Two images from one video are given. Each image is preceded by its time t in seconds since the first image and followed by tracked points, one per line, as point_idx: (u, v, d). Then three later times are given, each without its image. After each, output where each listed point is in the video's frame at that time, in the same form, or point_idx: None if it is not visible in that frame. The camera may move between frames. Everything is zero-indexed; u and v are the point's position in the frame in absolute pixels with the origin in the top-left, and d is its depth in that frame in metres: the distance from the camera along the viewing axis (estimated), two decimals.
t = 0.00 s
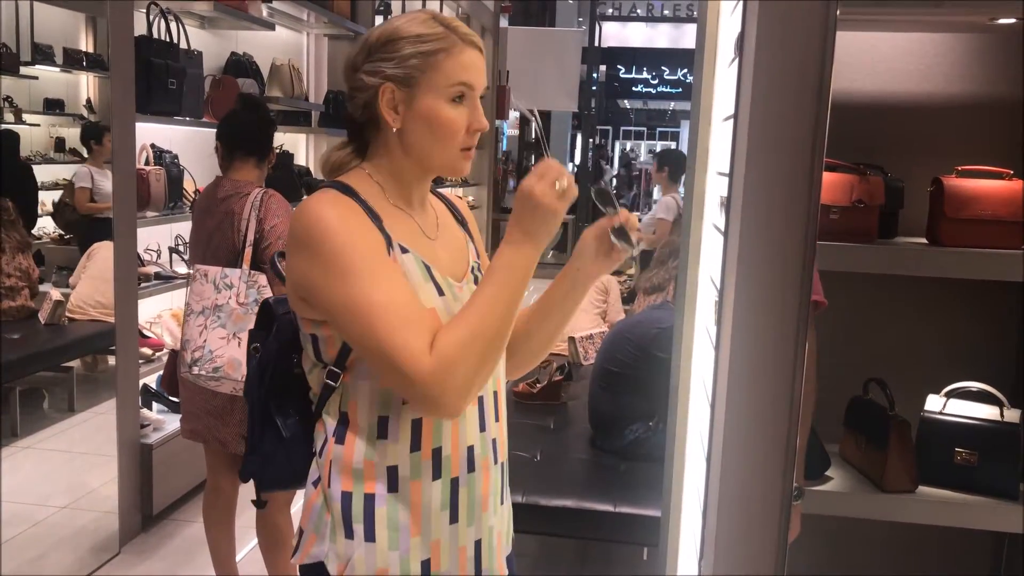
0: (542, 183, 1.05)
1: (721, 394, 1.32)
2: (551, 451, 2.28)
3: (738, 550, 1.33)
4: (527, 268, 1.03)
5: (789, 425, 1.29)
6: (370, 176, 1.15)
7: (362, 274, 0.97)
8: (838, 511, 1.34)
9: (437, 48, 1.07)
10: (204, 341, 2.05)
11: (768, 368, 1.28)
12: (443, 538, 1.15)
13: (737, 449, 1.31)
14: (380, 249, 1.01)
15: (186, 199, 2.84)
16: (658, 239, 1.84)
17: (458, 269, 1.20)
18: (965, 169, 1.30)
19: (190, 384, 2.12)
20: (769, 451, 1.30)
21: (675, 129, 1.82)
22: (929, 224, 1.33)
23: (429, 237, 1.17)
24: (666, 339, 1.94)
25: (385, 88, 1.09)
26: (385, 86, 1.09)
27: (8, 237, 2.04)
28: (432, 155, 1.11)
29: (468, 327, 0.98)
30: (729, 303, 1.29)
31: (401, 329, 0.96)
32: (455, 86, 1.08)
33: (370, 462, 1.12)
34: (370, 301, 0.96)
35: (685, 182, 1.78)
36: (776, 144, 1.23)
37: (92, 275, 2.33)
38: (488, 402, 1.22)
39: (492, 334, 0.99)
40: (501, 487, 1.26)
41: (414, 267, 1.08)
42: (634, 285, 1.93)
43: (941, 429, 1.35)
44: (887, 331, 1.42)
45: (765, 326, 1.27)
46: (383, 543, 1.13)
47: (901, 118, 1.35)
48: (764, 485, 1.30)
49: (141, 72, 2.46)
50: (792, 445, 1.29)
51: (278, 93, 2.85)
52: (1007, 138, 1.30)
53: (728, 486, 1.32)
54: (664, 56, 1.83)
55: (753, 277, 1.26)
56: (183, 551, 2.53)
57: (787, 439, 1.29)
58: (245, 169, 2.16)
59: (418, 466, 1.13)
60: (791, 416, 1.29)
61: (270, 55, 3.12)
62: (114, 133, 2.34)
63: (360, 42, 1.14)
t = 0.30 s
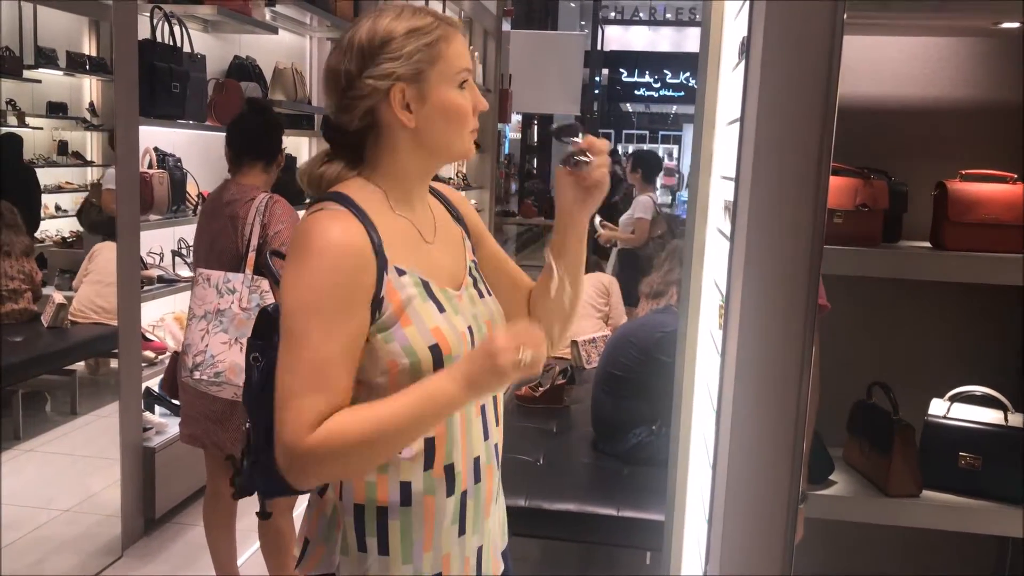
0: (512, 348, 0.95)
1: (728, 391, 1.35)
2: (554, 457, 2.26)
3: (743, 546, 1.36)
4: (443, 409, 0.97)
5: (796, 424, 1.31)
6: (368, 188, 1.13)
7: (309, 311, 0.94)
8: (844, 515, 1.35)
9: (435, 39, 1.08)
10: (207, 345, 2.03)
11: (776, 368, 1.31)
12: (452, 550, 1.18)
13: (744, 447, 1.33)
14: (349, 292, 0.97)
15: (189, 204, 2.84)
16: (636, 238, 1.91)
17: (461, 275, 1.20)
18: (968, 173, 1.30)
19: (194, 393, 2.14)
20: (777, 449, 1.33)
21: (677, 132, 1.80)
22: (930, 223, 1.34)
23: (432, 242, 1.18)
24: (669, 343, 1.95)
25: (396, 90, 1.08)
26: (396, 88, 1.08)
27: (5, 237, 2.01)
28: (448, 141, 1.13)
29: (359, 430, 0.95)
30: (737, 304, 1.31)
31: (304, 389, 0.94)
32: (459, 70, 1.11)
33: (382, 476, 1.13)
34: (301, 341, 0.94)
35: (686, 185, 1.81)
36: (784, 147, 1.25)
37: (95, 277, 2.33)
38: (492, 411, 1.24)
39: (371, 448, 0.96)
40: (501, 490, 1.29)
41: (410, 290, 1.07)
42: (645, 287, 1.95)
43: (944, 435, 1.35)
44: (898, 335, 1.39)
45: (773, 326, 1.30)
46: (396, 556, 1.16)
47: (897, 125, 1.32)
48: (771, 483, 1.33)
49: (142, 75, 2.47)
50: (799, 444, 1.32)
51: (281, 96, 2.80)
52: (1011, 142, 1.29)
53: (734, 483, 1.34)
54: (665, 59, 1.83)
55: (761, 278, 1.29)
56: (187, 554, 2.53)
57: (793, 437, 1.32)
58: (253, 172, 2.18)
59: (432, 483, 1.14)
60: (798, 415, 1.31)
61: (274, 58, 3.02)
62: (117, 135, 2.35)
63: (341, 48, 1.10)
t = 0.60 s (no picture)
0: (500, 430, 1.05)
1: (728, 394, 1.39)
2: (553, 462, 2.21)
3: (743, 544, 1.40)
4: (419, 466, 1.04)
5: (796, 424, 1.35)
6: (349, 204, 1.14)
7: (291, 338, 0.98)
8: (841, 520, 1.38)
9: (422, 54, 1.07)
10: (210, 350, 2.02)
11: (775, 370, 1.35)
12: (453, 557, 1.19)
13: (744, 447, 1.37)
14: (328, 320, 0.99)
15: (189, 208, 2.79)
16: (618, 239, 1.95)
17: (454, 280, 1.21)
18: (966, 178, 1.29)
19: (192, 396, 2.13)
20: (776, 450, 1.37)
21: (677, 137, 1.88)
22: (929, 228, 1.31)
23: (418, 249, 1.18)
24: (670, 348, 1.99)
25: (380, 106, 1.07)
26: (381, 104, 1.07)
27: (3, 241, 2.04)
28: (433, 153, 1.14)
29: (336, 463, 1.02)
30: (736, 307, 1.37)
31: (289, 415, 1.01)
32: (443, 85, 1.10)
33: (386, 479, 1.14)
34: (286, 366, 0.99)
35: (685, 189, 1.89)
36: (783, 152, 1.30)
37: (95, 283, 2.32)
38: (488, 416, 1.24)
39: (346, 487, 1.03)
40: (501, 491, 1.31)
41: (394, 304, 1.07)
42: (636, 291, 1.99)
43: (941, 441, 1.35)
44: (897, 338, 1.37)
45: (774, 331, 1.34)
46: (399, 559, 1.17)
47: (883, 136, 1.31)
48: (772, 481, 1.37)
49: (144, 80, 2.52)
50: (799, 445, 1.35)
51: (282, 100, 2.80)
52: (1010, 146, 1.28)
53: (734, 485, 1.38)
54: (665, 63, 1.87)
55: (761, 281, 1.33)
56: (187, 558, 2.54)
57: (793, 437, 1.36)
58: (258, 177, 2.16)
59: (433, 491, 1.16)
60: (797, 417, 1.35)
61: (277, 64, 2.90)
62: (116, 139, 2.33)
63: (327, 59, 1.08)
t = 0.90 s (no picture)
0: (498, 421, 1.02)
1: (725, 396, 1.38)
2: (552, 468, 2.19)
3: (740, 548, 1.38)
4: (423, 459, 1.02)
5: (794, 426, 1.34)
6: (352, 201, 1.14)
7: (291, 327, 0.98)
8: (842, 523, 1.36)
9: (418, 54, 1.08)
10: (237, 359, 1.96)
11: (771, 372, 1.34)
12: (450, 556, 1.18)
13: (739, 451, 1.36)
14: (325, 312, 0.99)
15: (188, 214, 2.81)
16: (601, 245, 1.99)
17: (456, 279, 1.21)
18: (964, 181, 1.31)
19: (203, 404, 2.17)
20: (772, 453, 1.35)
21: (674, 141, 1.88)
22: (926, 231, 1.33)
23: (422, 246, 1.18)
24: (666, 353, 1.99)
25: (368, 95, 1.09)
26: (369, 93, 1.08)
27: None
28: (420, 157, 1.12)
29: (340, 454, 1.00)
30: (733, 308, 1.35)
31: (288, 406, 0.99)
32: (434, 89, 1.09)
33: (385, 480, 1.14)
34: (287, 356, 0.98)
35: (682, 194, 1.89)
36: (778, 154, 1.28)
37: (88, 288, 2.29)
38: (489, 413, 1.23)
39: (350, 479, 1.01)
40: (505, 491, 1.29)
41: (391, 298, 1.07)
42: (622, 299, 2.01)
43: (939, 443, 1.34)
44: (887, 339, 1.42)
45: (769, 329, 1.32)
46: (395, 562, 1.16)
47: (900, 127, 1.35)
48: (770, 485, 1.36)
49: (141, 87, 2.44)
50: (796, 447, 1.34)
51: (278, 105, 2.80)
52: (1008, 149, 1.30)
53: (731, 489, 1.37)
54: (663, 68, 1.86)
55: (757, 283, 1.32)
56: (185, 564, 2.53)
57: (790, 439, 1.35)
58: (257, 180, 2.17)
59: (430, 491, 1.15)
60: (794, 419, 1.34)
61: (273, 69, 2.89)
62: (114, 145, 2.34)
63: (333, 46, 1.12)
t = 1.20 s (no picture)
0: (514, 402, 1.03)
1: (726, 395, 1.40)
2: (551, 468, 2.22)
3: (745, 544, 1.40)
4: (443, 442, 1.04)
5: (794, 430, 1.36)
6: (375, 197, 1.14)
7: (313, 311, 1.00)
8: (840, 528, 1.36)
9: (451, 59, 1.09)
10: (269, 367, 1.97)
11: (773, 371, 1.35)
12: (467, 540, 1.19)
13: (742, 446, 1.38)
14: (347, 298, 1.00)
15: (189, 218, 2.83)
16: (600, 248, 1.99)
17: (472, 271, 1.20)
18: (965, 183, 1.30)
19: (211, 407, 2.16)
20: (773, 451, 1.38)
21: (673, 143, 1.87)
22: (927, 232, 1.32)
23: (439, 241, 1.18)
24: (666, 355, 1.98)
25: (398, 94, 1.10)
26: (398, 92, 1.09)
27: None
28: (442, 158, 1.13)
29: (362, 433, 1.02)
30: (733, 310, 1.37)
31: (313, 388, 1.01)
32: (462, 95, 1.10)
33: (404, 470, 1.15)
34: (312, 339, 1.00)
35: (683, 197, 1.87)
36: (778, 158, 1.31)
37: (87, 293, 2.28)
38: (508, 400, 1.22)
39: (373, 457, 1.03)
40: (524, 478, 1.29)
41: (410, 286, 1.08)
42: (623, 302, 1.98)
43: (941, 447, 1.34)
44: (882, 340, 1.39)
45: (772, 323, 1.34)
46: (411, 549, 1.16)
47: (891, 133, 1.33)
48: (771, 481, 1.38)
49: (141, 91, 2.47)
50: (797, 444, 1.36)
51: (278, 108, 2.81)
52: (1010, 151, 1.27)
53: (734, 479, 1.39)
54: (662, 70, 1.87)
55: (758, 283, 1.34)
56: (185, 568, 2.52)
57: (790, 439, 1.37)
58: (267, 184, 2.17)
59: (443, 474, 1.16)
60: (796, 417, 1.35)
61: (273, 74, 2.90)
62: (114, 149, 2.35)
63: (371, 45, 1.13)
